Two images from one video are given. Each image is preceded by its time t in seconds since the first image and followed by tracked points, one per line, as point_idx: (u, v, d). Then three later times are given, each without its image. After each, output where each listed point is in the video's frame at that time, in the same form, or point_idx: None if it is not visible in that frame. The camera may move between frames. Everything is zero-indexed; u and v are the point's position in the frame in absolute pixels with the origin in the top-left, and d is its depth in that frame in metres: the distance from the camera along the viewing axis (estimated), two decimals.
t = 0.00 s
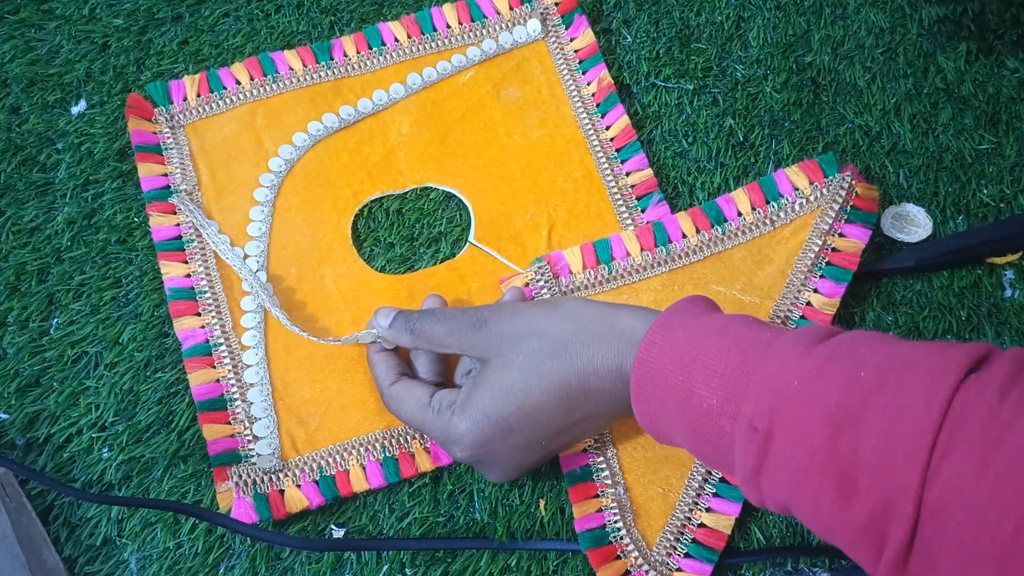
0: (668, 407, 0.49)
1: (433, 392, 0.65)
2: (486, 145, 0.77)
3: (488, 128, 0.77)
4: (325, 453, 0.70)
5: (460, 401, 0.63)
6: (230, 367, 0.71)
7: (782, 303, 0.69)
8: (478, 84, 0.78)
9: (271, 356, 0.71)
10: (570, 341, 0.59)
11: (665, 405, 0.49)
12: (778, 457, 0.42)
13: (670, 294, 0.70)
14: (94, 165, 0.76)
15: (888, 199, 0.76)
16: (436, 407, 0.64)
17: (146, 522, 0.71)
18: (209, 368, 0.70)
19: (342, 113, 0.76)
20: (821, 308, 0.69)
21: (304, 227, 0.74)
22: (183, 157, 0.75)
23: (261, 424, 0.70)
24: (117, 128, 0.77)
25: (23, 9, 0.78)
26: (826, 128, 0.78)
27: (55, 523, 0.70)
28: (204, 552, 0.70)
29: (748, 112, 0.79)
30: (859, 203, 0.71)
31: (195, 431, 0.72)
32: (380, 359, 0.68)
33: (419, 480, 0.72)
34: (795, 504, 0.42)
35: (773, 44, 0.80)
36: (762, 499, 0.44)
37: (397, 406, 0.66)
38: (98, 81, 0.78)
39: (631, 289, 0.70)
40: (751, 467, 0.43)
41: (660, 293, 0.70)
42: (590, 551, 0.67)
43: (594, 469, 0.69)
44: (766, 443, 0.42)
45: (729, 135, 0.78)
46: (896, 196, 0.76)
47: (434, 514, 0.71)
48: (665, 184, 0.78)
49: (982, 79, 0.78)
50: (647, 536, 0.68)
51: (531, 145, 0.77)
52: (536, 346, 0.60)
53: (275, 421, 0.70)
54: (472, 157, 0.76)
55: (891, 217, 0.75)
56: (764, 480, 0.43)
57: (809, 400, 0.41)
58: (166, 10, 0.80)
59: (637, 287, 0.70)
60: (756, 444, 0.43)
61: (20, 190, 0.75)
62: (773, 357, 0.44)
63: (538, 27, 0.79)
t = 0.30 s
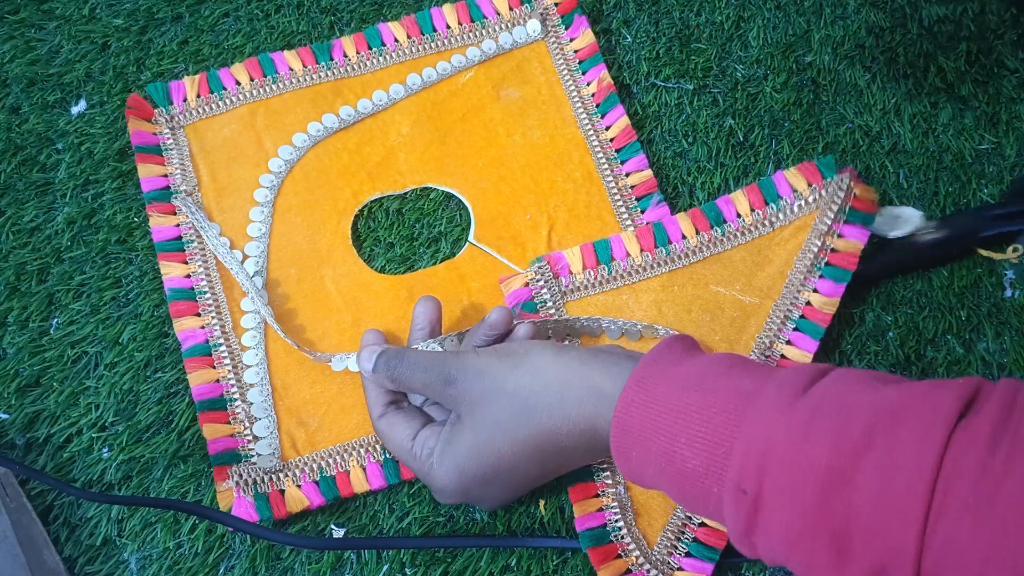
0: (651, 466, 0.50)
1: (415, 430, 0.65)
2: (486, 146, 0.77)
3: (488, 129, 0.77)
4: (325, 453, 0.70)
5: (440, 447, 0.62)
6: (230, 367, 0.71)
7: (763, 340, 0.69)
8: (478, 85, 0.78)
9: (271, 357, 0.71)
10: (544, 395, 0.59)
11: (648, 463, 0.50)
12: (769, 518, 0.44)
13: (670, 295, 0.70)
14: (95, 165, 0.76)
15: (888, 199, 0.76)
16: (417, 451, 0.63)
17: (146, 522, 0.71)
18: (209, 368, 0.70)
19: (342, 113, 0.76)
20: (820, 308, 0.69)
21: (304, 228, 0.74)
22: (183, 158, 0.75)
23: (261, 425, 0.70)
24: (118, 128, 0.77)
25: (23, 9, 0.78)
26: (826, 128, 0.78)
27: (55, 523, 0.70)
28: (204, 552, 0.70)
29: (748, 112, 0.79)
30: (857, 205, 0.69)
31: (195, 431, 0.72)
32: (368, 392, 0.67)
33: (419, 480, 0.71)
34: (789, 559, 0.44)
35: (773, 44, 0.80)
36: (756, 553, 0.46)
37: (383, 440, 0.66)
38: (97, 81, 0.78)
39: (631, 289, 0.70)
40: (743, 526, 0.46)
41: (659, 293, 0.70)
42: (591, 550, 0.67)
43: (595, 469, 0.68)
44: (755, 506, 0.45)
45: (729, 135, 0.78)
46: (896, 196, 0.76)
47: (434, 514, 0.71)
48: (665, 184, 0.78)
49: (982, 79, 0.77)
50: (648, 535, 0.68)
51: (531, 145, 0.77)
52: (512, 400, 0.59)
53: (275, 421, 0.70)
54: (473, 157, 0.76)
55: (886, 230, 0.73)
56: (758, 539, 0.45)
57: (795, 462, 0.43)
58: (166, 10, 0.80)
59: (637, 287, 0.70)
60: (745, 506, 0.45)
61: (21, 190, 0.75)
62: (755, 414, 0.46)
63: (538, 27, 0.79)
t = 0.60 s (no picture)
0: (670, 476, 0.51)
1: (430, 426, 0.64)
2: (488, 147, 0.77)
3: (489, 129, 0.77)
4: (327, 455, 0.70)
5: (456, 444, 0.62)
6: (233, 369, 0.71)
7: (757, 353, 0.69)
8: (479, 86, 0.78)
9: (272, 359, 0.71)
10: (563, 402, 0.59)
11: (664, 474, 0.51)
12: (787, 535, 0.44)
13: (673, 292, 0.70)
14: (95, 165, 0.76)
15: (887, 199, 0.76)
16: (432, 447, 0.63)
17: (146, 522, 0.71)
18: (212, 369, 0.70)
19: (344, 114, 0.76)
20: (826, 302, 0.69)
21: (305, 229, 0.74)
22: (184, 159, 0.75)
23: (265, 426, 0.70)
24: (118, 128, 0.77)
25: (23, 9, 0.78)
26: (826, 128, 0.78)
27: (55, 523, 0.70)
28: (204, 553, 0.70)
29: (748, 112, 0.79)
30: (862, 196, 0.70)
31: (195, 431, 0.72)
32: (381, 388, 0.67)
33: (420, 480, 0.72)
34: None
35: (773, 44, 0.80)
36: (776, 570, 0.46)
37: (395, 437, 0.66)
38: (98, 81, 0.78)
39: (633, 289, 0.70)
40: (762, 542, 0.45)
41: (662, 291, 0.70)
42: (586, 543, 0.67)
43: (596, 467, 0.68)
44: (774, 521, 0.45)
45: (729, 135, 0.78)
46: (896, 196, 0.76)
47: (434, 514, 0.71)
48: (666, 184, 0.78)
49: (982, 79, 0.78)
50: (646, 530, 0.68)
51: (533, 145, 0.77)
52: (533, 406, 0.59)
53: (278, 423, 0.70)
54: (474, 158, 0.76)
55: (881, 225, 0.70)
56: (777, 557, 0.45)
57: (812, 479, 0.43)
58: (166, 11, 0.80)
59: (638, 287, 0.70)
60: (764, 521, 0.45)
61: (20, 190, 0.75)
62: (772, 429, 0.46)
63: (539, 27, 0.79)
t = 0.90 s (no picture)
0: (686, 469, 0.50)
1: (438, 405, 0.65)
2: (487, 146, 0.77)
3: (489, 129, 0.77)
4: (328, 456, 0.70)
5: (466, 419, 0.63)
6: (233, 370, 0.71)
7: (758, 348, 0.69)
8: (478, 85, 0.78)
9: (273, 360, 0.71)
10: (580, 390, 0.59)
11: (681, 465, 0.50)
12: (807, 527, 0.44)
13: (674, 289, 0.70)
14: (94, 165, 0.76)
15: (887, 199, 0.76)
16: (440, 423, 0.64)
17: (146, 522, 0.71)
18: (212, 371, 0.70)
19: (343, 115, 0.76)
20: (826, 298, 0.69)
21: (305, 230, 0.74)
22: (184, 160, 0.75)
23: (266, 428, 0.70)
24: (118, 128, 0.77)
25: (23, 9, 0.78)
26: (826, 128, 0.78)
27: (55, 523, 0.70)
28: (204, 553, 0.70)
29: (748, 112, 0.79)
30: (860, 195, 0.70)
31: (195, 431, 0.72)
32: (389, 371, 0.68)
33: (420, 480, 0.72)
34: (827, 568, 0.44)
35: (773, 44, 0.80)
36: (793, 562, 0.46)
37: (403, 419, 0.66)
38: (97, 81, 0.78)
39: (633, 289, 0.70)
40: (780, 533, 0.45)
41: (663, 291, 0.70)
42: (589, 525, 0.66)
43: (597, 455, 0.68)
44: (793, 512, 0.44)
45: (729, 135, 0.78)
46: (896, 196, 0.76)
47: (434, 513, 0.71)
48: (666, 184, 0.78)
49: (982, 79, 0.78)
50: (650, 514, 0.68)
51: (532, 145, 0.77)
52: (548, 389, 0.60)
53: (279, 424, 0.70)
54: (474, 158, 0.76)
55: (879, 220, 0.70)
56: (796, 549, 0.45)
57: (833, 476, 0.43)
58: (166, 10, 0.80)
59: (638, 287, 0.70)
60: (784, 512, 0.45)
61: (20, 190, 0.75)
62: (791, 425, 0.46)
63: (537, 26, 0.79)
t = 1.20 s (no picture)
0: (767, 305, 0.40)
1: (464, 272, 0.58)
2: (485, 146, 0.77)
3: (487, 129, 0.77)
4: (326, 456, 0.70)
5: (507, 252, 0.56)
6: (233, 372, 0.71)
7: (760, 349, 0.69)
8: (476, 85, 0.78)
9: (272, 361, 0.71)
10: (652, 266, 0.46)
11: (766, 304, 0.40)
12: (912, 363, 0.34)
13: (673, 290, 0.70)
14: (94, 165, 0.76)
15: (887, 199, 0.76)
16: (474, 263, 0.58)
17: (146, 522, 0.71)
18: (212, 373, 0.70)
19: (341, 115, 0.76)
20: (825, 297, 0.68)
21: (305, 230, 0.75)
22: (183, 160, 0.75)
23: (266, 429, 0.70)
24: (118, 128, 0.77)
25: (23, 9, 0.78)
26: (825, 128, 0.78)
27: (55, 523, 0.70)
28: (204, 552, 0.70)
29: (748, 112, 0.79)
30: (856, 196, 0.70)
31: (195, 431, 0.72)
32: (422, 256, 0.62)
33: (419, 480, 0.72)
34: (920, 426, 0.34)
35: (773, 44, 0.80)
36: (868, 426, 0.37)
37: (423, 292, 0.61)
38: (97, 81, 0.78)
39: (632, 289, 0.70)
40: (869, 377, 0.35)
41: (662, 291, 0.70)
42: (605, 542, 0.66)
43: (603, 459, 0.68)
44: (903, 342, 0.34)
45: (729, 136, 0.78)
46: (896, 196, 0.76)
47: (434, 514, 0.71)
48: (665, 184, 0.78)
49: (982, 79, 0.77)
50: (661, 526, 0.67)
51: (531, 144, 0.77)
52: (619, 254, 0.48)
53: (278, 425, 0.70)
54: (473, 157, 0.76)
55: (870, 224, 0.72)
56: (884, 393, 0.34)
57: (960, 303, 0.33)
58: (166, 10, 0.80)
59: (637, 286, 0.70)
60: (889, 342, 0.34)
61: (20, 190, 0.75)
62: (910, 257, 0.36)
63: (536, 26, 0.79)
